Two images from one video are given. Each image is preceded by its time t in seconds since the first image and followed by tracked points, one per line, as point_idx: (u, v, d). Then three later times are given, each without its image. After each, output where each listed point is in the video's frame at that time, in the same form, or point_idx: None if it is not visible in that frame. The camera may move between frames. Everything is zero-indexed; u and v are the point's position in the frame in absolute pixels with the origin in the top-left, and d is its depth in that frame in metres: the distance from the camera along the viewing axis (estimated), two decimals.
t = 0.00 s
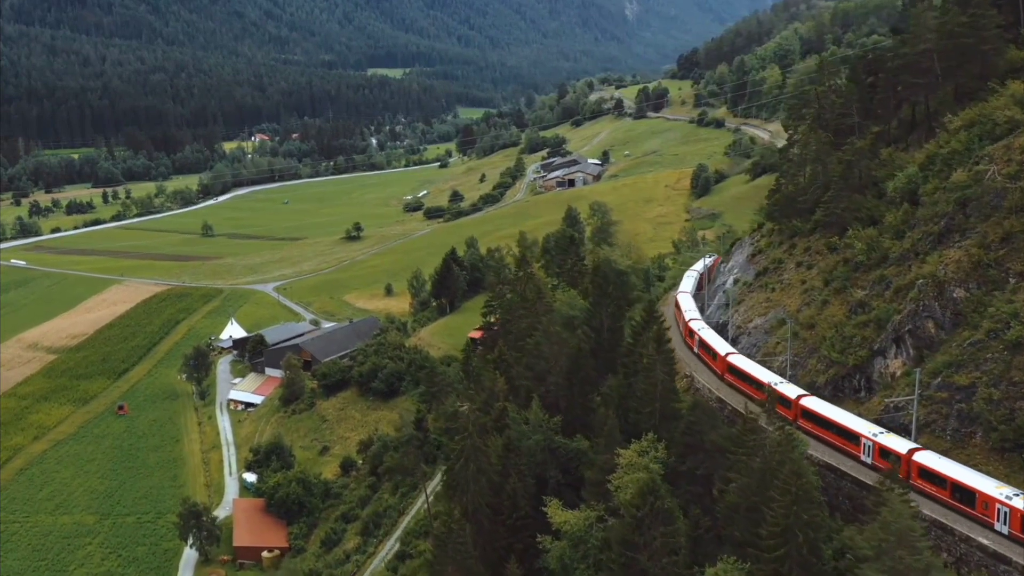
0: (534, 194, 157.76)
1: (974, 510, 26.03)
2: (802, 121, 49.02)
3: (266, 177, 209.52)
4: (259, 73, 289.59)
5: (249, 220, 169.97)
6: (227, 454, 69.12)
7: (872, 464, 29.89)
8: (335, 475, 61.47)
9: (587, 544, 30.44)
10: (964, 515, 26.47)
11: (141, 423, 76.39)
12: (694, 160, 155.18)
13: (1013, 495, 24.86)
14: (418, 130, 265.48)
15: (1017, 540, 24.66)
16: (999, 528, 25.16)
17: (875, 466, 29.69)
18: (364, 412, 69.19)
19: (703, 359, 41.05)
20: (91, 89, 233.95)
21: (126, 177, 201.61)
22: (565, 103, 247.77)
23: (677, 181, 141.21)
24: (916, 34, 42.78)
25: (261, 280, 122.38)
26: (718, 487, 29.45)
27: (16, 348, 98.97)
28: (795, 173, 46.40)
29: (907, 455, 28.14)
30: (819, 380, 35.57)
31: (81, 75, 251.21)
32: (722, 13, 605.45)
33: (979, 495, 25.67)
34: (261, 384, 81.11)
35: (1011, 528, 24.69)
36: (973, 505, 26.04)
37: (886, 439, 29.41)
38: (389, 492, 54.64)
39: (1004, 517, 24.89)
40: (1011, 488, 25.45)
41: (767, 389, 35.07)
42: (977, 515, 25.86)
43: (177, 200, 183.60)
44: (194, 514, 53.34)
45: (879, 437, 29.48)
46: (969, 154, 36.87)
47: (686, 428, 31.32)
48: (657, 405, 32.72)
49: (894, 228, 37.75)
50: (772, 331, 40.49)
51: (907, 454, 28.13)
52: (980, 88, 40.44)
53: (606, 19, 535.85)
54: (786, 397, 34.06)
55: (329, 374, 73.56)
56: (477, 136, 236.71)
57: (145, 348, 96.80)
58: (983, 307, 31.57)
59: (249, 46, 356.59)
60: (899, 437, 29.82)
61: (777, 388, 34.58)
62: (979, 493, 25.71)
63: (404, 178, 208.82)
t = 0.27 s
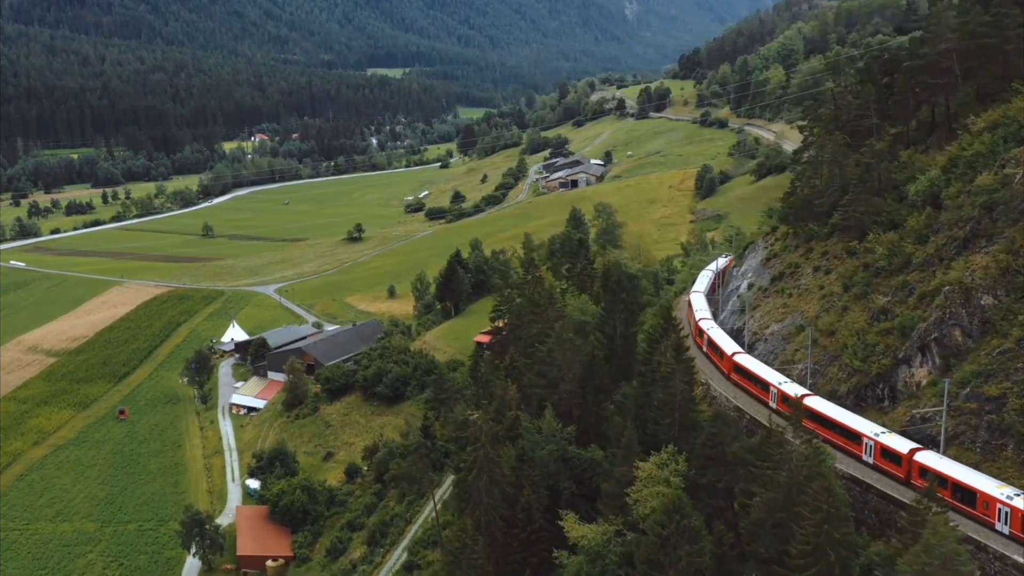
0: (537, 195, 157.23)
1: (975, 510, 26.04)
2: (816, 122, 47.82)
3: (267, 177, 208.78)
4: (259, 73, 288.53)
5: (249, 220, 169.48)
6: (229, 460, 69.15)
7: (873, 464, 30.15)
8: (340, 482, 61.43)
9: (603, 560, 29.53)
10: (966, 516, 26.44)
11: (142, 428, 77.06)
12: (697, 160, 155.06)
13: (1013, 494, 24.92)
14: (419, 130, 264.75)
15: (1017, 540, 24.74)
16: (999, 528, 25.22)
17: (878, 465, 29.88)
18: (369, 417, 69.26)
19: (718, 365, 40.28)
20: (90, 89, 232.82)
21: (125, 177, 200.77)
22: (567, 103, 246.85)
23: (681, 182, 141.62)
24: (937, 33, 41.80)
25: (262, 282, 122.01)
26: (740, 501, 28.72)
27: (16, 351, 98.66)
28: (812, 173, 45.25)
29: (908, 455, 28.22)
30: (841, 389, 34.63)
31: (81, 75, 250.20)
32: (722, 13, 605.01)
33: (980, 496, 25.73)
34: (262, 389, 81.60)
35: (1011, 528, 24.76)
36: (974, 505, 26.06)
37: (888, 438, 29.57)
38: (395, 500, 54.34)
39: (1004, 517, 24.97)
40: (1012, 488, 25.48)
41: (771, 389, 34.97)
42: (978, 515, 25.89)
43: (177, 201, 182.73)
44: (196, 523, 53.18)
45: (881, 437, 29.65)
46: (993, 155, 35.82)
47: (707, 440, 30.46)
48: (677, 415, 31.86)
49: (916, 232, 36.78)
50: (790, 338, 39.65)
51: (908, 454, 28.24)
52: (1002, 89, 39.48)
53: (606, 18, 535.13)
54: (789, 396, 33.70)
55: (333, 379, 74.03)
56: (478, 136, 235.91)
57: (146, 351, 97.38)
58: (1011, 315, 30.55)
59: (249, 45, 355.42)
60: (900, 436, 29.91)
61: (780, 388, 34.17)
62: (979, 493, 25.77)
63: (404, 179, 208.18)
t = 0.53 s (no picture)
0: (538, 196, 156.69)
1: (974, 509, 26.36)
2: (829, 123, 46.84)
3: (265, 177, 208.07)
4: (257, 73, 287.29)
5: (248, 221, 168.61)
6: (230, 466, 69.16)
7: (874, 463, 30.38)
8: (343, 489, 62.14)
9: None
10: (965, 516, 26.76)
11: (141, 432, 76.85)
12: (699, 160, 154.83)
13: (1013, 495, 25.30)
14: (418, 130, 264.07)
15: (1016, 539, 25.07)
16: (998, 528, 25.52)
17: (877, 464, 30.13)
18: (372, 422, 70.02)
19: (732, 372, 39.51)
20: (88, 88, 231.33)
21: (124, 177, 199.67)
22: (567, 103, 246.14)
23: (684, 183, 141.83)
24: (955, 33, 40.75)
25: (261, 285, 121.57)
26: (762, 516, 27.95)
27: (14, 354, 97.93)
28: (826, 176, 44.34)
29: (908, 454, 28.58)
30: (862, 398, 33.71)
31: (78, 75, 248.81)
32: (719, 12, 604.80)
33: (980, 495, 26.06)
34: (264, 393, 81.83)
35: (1010, 528, 25.06)
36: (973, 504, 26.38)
37: (889, 438, 29.81)
38: (400, 507, 54.33)
39: (1003, 516, 25.30)
40: (1011, 488, 25.86)
41: (775, 389, 35.31)
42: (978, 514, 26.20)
43: (176, 201, 181.70)
44: (198, 531, 52.52)
45: (882, 437, 29.89)
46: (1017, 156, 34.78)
47: (727, 450, 29.53)
48: (696, 427, 31.04)
49: (937, 237, 35.89)
50: (807, 345, 38.78)
51: (908, 454, 28.55)
52: None
53: (604, 18, 534.64)
54: (792, 396, 34.08)
55: (336, 384, 74.90)
56: (478, 137, 235.09)
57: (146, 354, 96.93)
58: None
59: (247, 45, 353.97)
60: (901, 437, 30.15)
61: (784, 387, 34.57)
62: (980, 492, 26.09)
63: (404, 179, 207.45)
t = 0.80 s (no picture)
0: (538, 196, 155.93)
1: (971, 508, 26.39)
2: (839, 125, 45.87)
3: (262, 178, 207.01)
4: (254, 73, 285.97)
5: (245, 222, 167.57)
6: (229, 471, 68.75)
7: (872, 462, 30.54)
8: (344, 495, 61.78)
9: None
10: (963, 515, 26.78)
11: (138, 437, 76.28)
12: (699, 160, 154.37)
13: (1009, 494, 25.05)
14: (415, 130, 263.26)
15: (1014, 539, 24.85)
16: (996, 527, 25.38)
17: (876, 464, 30.26)
18: (372, 427, 70.04)
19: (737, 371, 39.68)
20: (83, 89, 229.76)
21: (120, 178, 198.43)
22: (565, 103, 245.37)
23: (684, 183, 141.54)
24: (969, 32, 39.59)
25: (259, 287, 121.00)
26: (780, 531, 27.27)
27: (9, 357, 97.01)
28: (837, 178, 43.54)
29: (905, 454, 28.69)
30: (879, 407, 33.01)
31: (73, 75, 247.25)
32: (716, 12, 605.14)
33: (976, 494, 26.02)
34: (262, 396, 81.67)
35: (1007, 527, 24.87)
36: (970, 504, 26.40)
37: (886, 437, 30.03)
38: (402, 516, 54.25)
39: (1001, 515, 25.10)
40: (1007, 487, 25.71)
41: (776, 387, 35.70)
42: (976, 514, 26.16)
43: (172, 202, 180.33)
44: (197, 540, 51.70)
45: (879, 436, 30.12)
46: None
47: (745, 462, 28.74)
48: (711, 438, 30.36)
49: (954, 241, 35.06)
50: (819, 351, 38.10)
51: (905, 454, 28.69)
52: None
53: (601, 18, 534.22)
54: (793, 394, 34.40)
55: (336, 388, 75.00)
56: (475, 137, 234.03)
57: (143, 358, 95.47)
58: None
59: (243, 45, 352.44)
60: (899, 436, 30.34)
61: (783, 386, 34.94)
62: (976, 492, 26.09)
63: (401, 179, 206.58)
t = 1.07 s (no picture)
0: (532, 197, 155.01)
1: (961, 507, 26.77)
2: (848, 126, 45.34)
3: (254, 178, 205.37)
4: (245, 73, 283.79)
5: (237, 223, 166.04)
6: (223, 478, 67.95)
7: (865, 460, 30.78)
8: (341, 503, 60.87)
9: None
10: (954, 514, 27.13)
11: (130, 443, 75.21)
12: (694, 160, 154.03)
13: (1000, 492, 25.53)
14: (407, 130, 262.19)
15: (1003, 536, 25.39)
16: (986, 525, 25.86)
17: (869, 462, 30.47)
18: (369, 433, 69.47)
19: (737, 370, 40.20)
20: (73, 88, 227.22)
21: (110, 179, 196.41)
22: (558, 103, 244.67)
23: (678, 183, 141.16)
24: (981, 32, 38.91)
25: (252, 289, 120.11)
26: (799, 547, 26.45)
27: None
28: (846, 181, 42.83)
29: (898, 452, 28.96)
30: (894, 417, 32.19)
31: (63, 74, 244.54)
32: (706, 12, 605.90)
33: (967, 493, 26.43)
34: (256, 402, 81.28)
35: (997, 525, 25.41)
36: (961, 502, 26.77)
37: (880, 436, 30.04)
38: (400, 525, 53.63)
39: (991, 514, 25.60)
40: (998, 485, 26.16)
41: (773, 386, 36.20)
42: (966, 511, 26.56)
43: (163, 203, 178.48)
44: (192, 550, 50.47)
45: (873, 435, 30.09)
46: None
47: (761, 476, 27.86)
48: (724, 450, 29.53)
49: (968, 246, 34.22)
50: (830, 358, 37.32)
51: (897, 452, 28.99)
52: None
53: (592, 17, 534.27)
54: (789, 394, 34.86)
55: (331, 394, 74.53)
56: (468, 137, 232.99)
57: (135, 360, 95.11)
58: None
59: (233, 45, 349.79)
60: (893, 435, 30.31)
61: (781, 386, 35.41)
62: (967, 490, 26.48)
63: (394, 180, 205.42)
